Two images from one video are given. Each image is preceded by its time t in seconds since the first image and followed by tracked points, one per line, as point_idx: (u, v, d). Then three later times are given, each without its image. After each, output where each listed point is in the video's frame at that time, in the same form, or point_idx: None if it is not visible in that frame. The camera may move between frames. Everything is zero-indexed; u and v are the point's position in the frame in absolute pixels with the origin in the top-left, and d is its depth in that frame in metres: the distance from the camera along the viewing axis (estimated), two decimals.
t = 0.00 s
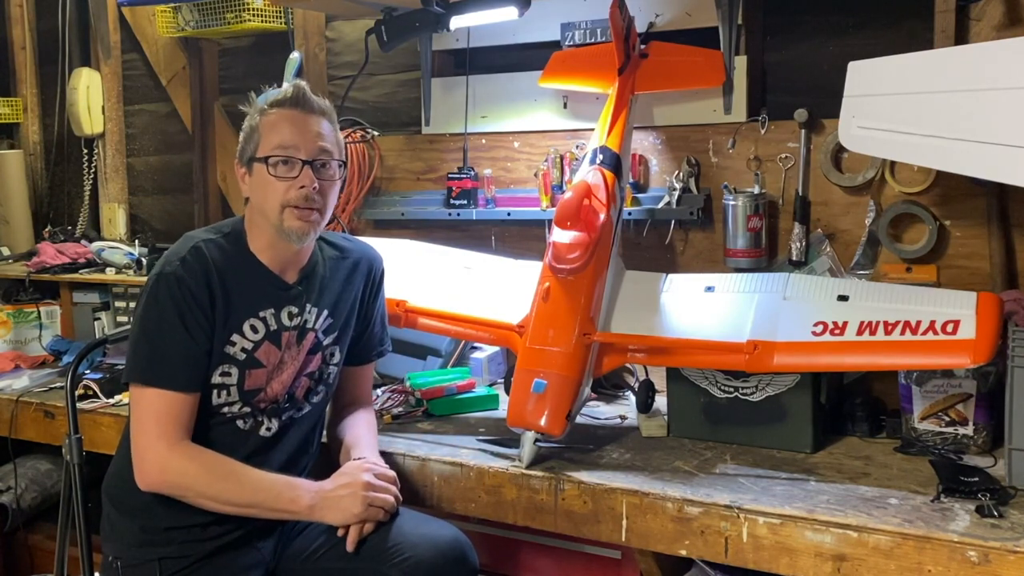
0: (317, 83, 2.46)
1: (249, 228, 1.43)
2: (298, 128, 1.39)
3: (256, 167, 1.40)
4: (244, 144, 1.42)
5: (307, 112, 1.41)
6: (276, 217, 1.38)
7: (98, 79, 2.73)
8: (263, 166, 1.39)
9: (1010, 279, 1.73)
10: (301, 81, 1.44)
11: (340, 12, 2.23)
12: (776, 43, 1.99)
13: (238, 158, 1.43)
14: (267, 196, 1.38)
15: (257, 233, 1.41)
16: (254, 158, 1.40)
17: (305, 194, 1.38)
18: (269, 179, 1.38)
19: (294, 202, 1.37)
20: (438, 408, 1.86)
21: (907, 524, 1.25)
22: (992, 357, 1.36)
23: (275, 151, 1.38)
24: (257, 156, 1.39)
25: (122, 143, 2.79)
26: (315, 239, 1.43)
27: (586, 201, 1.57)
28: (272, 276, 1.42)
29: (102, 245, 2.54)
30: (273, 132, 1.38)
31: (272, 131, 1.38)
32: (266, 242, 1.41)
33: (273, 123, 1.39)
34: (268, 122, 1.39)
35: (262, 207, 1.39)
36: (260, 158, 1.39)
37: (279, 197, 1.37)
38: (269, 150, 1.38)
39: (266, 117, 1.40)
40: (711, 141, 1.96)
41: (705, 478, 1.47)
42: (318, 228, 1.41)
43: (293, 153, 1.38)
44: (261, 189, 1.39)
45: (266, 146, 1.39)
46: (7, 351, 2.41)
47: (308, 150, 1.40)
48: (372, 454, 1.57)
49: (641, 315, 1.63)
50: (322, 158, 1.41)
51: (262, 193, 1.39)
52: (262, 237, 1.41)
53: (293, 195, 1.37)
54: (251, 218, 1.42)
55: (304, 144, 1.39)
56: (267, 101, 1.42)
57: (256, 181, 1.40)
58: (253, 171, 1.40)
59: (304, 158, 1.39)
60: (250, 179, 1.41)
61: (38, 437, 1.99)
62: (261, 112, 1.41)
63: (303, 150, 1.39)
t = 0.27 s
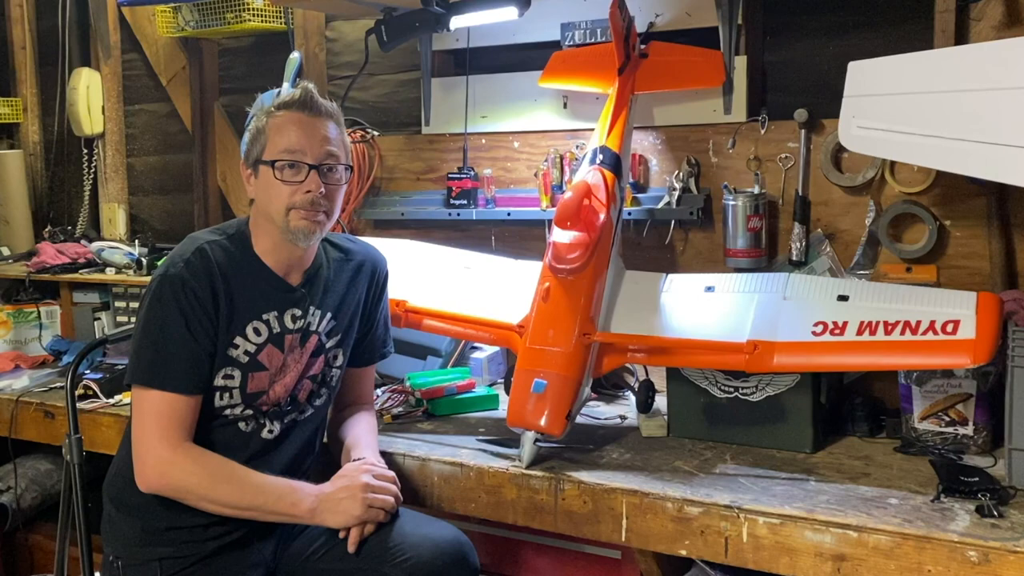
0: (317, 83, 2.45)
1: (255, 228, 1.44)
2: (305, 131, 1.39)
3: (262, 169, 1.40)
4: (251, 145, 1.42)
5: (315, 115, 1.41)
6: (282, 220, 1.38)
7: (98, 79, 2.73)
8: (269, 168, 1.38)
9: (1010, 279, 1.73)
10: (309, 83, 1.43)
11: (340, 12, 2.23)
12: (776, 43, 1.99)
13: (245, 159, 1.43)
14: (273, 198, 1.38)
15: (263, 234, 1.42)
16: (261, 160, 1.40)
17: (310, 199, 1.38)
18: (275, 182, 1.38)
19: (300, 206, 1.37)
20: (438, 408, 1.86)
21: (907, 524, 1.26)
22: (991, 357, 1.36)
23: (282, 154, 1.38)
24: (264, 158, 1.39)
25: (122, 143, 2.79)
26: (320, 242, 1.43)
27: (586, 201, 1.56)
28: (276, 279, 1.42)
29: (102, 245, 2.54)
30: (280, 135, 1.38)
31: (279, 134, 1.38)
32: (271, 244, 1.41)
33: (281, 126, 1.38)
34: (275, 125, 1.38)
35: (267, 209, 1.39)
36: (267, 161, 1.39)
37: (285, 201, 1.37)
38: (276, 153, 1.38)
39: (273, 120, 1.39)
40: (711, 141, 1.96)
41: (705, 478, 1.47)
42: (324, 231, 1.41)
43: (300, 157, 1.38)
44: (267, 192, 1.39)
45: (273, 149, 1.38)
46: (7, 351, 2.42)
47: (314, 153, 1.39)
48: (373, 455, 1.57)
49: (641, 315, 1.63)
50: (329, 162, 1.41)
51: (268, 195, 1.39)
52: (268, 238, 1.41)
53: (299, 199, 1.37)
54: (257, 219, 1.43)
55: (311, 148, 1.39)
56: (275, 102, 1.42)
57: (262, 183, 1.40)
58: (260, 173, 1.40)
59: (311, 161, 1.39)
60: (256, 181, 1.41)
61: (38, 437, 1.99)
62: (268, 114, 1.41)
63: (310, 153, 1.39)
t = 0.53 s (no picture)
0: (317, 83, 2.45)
1: (255, 228, 1.43)
2: (311, 133, 1.38)
3: (265, 169, 1.39)
4: (253, 145, 1.41)
5: (319, 117, 1.41)
6: (286, 221, 1.37)
7: (98, 79, 2.73)
8: (273, 169, 1.38)
9: (1010, 279, 1.73)
10: (312, 84, 1.43)
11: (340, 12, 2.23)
12: (776, 43, 1.99)
13: (246, 159, 1.42)
14: (276, 199, 1.38)
15: (265, 233, 1.41)
16: (264, 161, 1.39)
17: (316, 200, 1.38)
18: (278, 183, 1.38)
19: (303, 207, 1.37)
20: (438, 408, 1.86)
21: (907, 524, 1.25)
22: (991, 357, 1.36)
23: (288, 155, 1.37)
24: (268, 159, 1.38)
25: (122, 143, 2.79)
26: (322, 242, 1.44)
27: (586, 201, 1.56)
28: (277, 279, 1.42)
29: (102, 245, 2.54)
30: (285, 137, 1.38)
31: (285, 135, 1.37)
32: (274, 244, 1.41)
33: (285, 127, 1.38)
34: (279, 127, 1.38)
35: (271, 210, 1.39)
36: (271, 162, 1.38)
37: (289, 202, 1.37)
38: (281, 154, 1.37)
39: (278, 121, 1.39)
40: (711, 141, 1.96)
41: (705, 478, 1.47)
42: (326, 232, 1.41)
43: (305, 159, 1.38)
44: (270, 192, 1.38)
45: (277, 150, 1.38)
46: (7, 351, 2.42)
47: (320, 155, 1.39)
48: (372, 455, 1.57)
49: (641, 315, 1.63)
50: (333, 163, 1.41)
51: (271, 195, 1.38)
52: (270, 237, 1.41)
53: (303, 200, 1.37)
54: (258, 219, 1.42)
55: (316, 150, 1.39)
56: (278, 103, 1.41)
57: (265, 183, 1.39)
58: (263, 175, 1.39)
59: (316, 163, 1.39)
60: (258, 181, 1.40)
61: (38, 437, 1.99)
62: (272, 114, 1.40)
63: (316, 155, 1.38)
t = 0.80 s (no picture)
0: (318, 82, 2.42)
1: (221, 222, 1.44)
2: (256, 117, 1.40)
3: (220, 160, 1.40)
4: (205, 138, 1.42)
5: (265, 101, 1.42)
6: (247, 207, 1.38)
7: (98, 80, 2.69)
8: (227, 158, 1.39)
9: (1010, 278, 1.73)
10: (252, 71, 1.44)
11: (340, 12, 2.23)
12: (776, 43, 1.99)
13: (201, 155, 1.43)
14: (237, 188, 1.39)
15: (232, 224, 1.42)
16: (218, 152, 1.40)
17: (273, 183, 1.39)
18: (236, 172, 1.39)
19: (264, 192, 1.38)
20: (438, 408, 1.86)
21: (907, 524, 1.25)
22: (992, 357, 1.36)
23: (237, 143, 1.39)
24: (220, 150, 1.39)
25: (122, 143, 2.79)
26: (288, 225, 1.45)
27: (586, 201, 1.56)
28: (246, 258, 1.43)
29: (102, 245, 2.54)
30: (233, 124, 1.39)
31: (230, 124, 1.39)
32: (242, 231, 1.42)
33: (231, 115, 1.39)
34: (228, 115, 1.39)
35: (233, 199, 1.40)
36: (224, 152, 1.39)
37: (250, 189, 1.38)
38: (230, 142, 1.39)
39: (225, 110, 1.40)
40: (711, 141, 1.96)
41: (705, 478, 1.47)
42: (288, 216, 1.42)
43: (255, 144, 1.39)
44: (228, 181, 1.39)
45: (228, 139, 1.39)
46: (7, 351, 2.42)
47: (268, 138, 1.40)
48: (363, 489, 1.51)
49: (640, 315, 1.63)
50: (284, 145, 1.41)
51: (229, 185, 1.39)
52: (238, 227, 1.42)
53: (261, 185, 1.38)
54: (223, 213, 1.43)
55: (265, 134, 1.40)
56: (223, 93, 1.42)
57: (221, 174, 1.40)
58: (218, 166, 1.40)
59: (267, 146, 1.40)
60: (216, 174, 1.41)
61: (38, 438, 1.99)
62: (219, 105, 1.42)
63: (264, 139, 1.39)
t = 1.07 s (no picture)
0: (317, 86, 2.41)
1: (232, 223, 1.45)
2: (263, 119, 1.40)
3: (228, 162, 1.41)
4: (214, 141, 1.44)
5: (273, 102, 1.42)
6: (253, 209, 1.39)
7: (98, 78, 2.71)
8: (235, 161, 1.40)
9: (1010, 278, 1.73)
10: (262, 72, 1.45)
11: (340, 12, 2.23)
12: (776, 43, 1.99)
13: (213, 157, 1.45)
14: (244, 190, 1.40)
15: (240, 225, 1.43)
16: (226, 154, 1.41)
17: (278, 184, 1.39)
18: (243, 173, 1.40)
19: (270, 194, 1.39)
20: (438, 408, 1.86)
21: (907, 524, 1.25)
22: (991, 357, 1.36)
23: (244, 144, 1.40)
24: (228, 151, 1.41)
25: (122, 143, 2.79)
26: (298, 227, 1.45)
27: (586, 201, 1.56)
28: (254, 260, 1.44)
29: (102, 245, 2.54)
30: (240, 126, 1.40)
31: (237, 126, 1.40)
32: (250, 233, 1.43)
33: (239, 117, 1.40)
34: (236, 117, 1.40)
35: (240, 201, 1.41)
36: (232, 154, 1.40)
37: (256, 190, 1.39)
38: (237, 145, 1.40)
39: (233, 112, 1.41)
40: (711, 141, 1.96)
41: (705, 478, 1.47)
42: (297, 218, 1.42)
43: (261, 145, 1.40)
44: (236, 183, 1.40)
45: (235, 141, 1.40)
46: (7, 351, 2.42)
47: (275, 140, 1.41)
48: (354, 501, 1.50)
49: (641, 315, 1.63)
50: (291, 146, 1.42)
51: (237, 187, 1.40)
52: (246, 229, 1.43)
53: (267, 187, 1.39)
54: (233, 214, 1.44)
55: (272, 135, 1.40)
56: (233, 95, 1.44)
57: (230, 176, 1.41)
58: (227, 168, 1.42)
59: (273, 148, 1.40)
60: (225, 176, 1.43)
61: (38, 438, 1.99)
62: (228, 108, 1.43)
63: (271, 141, 1.40)
